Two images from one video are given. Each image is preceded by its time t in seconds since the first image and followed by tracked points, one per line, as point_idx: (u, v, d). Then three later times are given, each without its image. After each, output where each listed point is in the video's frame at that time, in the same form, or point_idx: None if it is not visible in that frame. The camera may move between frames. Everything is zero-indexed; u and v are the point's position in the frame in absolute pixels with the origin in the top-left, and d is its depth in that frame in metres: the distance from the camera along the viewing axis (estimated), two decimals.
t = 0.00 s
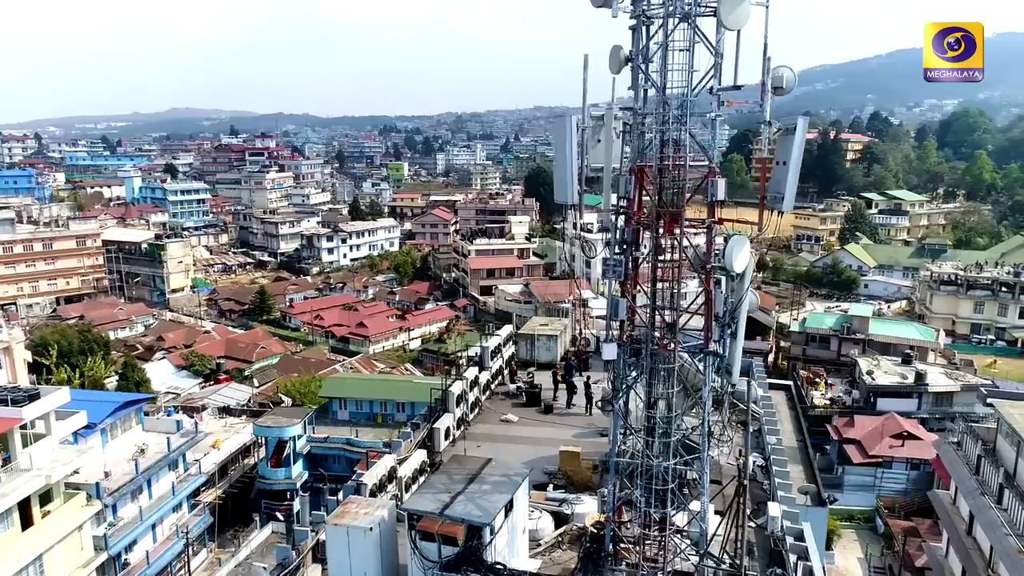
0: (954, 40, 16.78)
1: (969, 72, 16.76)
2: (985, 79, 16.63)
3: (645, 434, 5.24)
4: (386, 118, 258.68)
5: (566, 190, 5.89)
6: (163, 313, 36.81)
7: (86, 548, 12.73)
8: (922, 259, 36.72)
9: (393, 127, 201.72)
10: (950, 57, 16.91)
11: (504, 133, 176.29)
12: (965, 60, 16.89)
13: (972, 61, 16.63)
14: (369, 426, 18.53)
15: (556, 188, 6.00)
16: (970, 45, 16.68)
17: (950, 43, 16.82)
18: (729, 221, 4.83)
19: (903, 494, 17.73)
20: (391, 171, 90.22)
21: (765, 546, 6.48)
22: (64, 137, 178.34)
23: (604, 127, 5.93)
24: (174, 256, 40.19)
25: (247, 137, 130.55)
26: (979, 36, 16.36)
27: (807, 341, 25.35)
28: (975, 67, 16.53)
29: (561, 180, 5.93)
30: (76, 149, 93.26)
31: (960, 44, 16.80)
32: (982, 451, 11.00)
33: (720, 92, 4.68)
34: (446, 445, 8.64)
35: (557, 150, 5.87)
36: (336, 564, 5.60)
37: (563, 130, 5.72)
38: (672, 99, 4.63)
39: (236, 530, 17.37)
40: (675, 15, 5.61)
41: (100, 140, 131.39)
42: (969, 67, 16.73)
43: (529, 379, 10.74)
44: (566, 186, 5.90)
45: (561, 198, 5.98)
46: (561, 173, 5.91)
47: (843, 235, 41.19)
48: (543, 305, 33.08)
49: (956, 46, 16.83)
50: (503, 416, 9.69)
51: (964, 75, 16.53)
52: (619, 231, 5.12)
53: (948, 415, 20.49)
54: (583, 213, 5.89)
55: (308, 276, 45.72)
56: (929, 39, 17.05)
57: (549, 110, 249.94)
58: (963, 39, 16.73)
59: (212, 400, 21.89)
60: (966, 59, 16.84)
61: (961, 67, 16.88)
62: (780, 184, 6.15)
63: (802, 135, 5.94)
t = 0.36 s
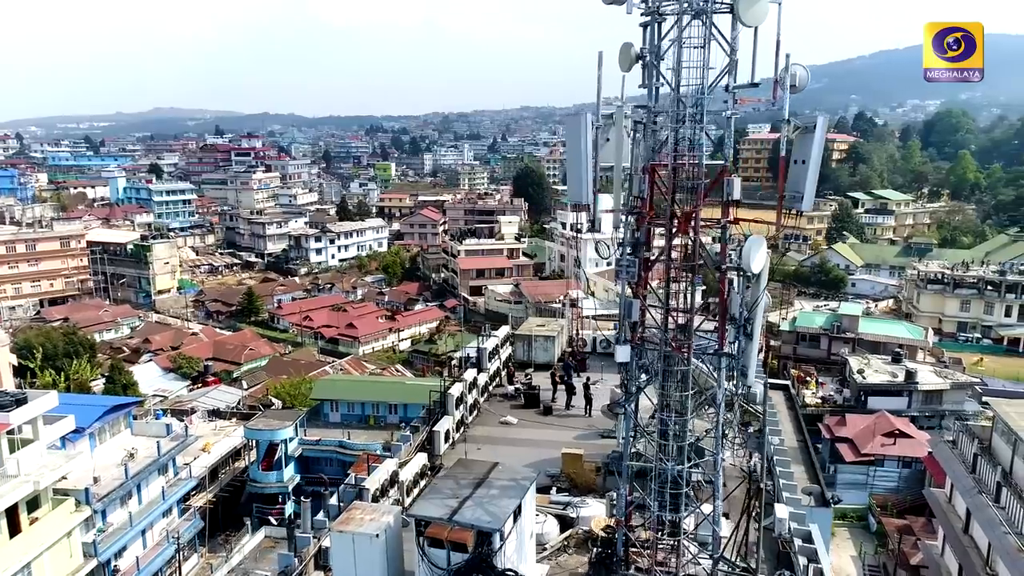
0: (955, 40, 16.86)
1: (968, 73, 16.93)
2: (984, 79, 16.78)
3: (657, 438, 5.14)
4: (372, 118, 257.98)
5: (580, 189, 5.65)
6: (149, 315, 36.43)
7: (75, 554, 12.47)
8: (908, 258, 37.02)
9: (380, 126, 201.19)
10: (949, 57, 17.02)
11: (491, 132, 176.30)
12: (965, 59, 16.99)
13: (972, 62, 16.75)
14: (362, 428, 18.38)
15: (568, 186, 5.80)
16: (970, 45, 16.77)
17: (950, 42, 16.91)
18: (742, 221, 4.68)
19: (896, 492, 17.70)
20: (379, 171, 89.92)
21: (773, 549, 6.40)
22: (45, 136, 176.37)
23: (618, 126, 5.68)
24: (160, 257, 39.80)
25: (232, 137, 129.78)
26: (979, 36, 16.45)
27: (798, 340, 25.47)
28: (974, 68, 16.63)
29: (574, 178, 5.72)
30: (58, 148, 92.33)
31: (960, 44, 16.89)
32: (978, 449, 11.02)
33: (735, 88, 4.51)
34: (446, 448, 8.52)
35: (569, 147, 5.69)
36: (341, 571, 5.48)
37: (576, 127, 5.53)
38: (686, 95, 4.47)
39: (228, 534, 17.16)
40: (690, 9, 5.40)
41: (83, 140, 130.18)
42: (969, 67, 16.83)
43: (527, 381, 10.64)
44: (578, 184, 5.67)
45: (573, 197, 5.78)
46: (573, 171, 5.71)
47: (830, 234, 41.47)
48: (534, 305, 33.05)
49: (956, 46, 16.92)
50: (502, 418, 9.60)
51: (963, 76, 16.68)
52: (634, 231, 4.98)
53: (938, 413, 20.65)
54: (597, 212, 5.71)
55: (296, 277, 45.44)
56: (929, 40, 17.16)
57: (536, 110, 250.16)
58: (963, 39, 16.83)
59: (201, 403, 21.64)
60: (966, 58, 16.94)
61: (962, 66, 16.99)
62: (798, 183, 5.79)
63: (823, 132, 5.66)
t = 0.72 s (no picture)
0: (955, 39, 16.87)
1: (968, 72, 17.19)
2: (984, 78, 16.97)
3: (668, 441, 5.08)
4: (356, 117, 256.86)
5: (595, 190, 5.47)
6: (131, 317, 35.95)
7: (60, 563, 12.19)
8: (892, 257, 37.37)
9: (364, 126, 200.35)
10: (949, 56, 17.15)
11: (475, 132, 176.08)
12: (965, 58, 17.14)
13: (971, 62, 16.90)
14: (351, 431, 18.22)
15: (579, 188, 5.59)
16: (970, 45, 16.85)
17: (950, 43, 16.96)
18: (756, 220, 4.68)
19: (884, 490, 17.81)
20: (363, 171, 89.48)
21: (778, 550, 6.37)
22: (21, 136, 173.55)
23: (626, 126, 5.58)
24: (143, 259, 39.27)
25: (213, 137, 128.63)
26: (978, 37, 16.51)
27: (785, 339, 25.61)
28: (973, 69, 16.82)
29: (586, 180, 5.53)
30: (36, 148, 90.96)
31: (960, 43, 16.93)
32: (971, 447, 11.07)
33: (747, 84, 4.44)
34: (444, 452, 8.42)
35: (581, 149, 5.47)
36: None
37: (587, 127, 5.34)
38: (702, 93, 4.42)
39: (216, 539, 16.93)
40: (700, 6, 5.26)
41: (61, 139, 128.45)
42: (970, 66, 17.01)
43: (523, 382, 10.53)
44: (593, 186, 5.48)
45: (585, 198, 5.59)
46: (585, 172, 5.49)
47: (815, 234, 41.78)
48: (521, 306, 32.99)
49: (955, 45, 17.00)
50: (499, 421, 9.52)
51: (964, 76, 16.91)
52: (646, 232, 4.90)
53: (925, 411, 20.83)
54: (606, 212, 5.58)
55: (281, 278, 45.04)
56: (929, 39, 17.17)
57: (520, 110, 250.33)
58: (962, 39, 16.87)
59: (187, 406, 21.33)
60: (966, 56, 17.07)
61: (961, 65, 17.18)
62: (813, 182, 5.73)
63: (840, 131, 5.62)
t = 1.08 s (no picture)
0: (955, 39, 17.02)
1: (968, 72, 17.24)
2: (983, 77, 17.00)
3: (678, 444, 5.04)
4: (338, 117, 255.47)
5: (608, 188, 5.26)
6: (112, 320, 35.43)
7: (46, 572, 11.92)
8: (874, 256, 37.72)
9: (346, 126, 199.31)
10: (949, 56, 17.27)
11: (459, 132, 175.73)
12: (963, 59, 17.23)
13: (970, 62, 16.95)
14: (341, 433, 18.05)
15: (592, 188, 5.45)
16: (971, 45, 16.95)
17: (949, 41, 17.08)
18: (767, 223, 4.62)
19: (872, 487, 17.80)
20: (346, 171, 88.95)
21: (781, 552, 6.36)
22: None
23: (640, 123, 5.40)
24: (124, 260, 38.73)
25: (194, 137, 127.24)
26: (978, 37, 16.61)
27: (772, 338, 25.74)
28: (972, 69, 16.91)
29: (599, 178, 5.34)
30: (11, 148, 89.39)
31: (960, 42, 17.07)
32: (962, 445, 11.16)
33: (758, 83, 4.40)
34: (441, 456, 8.33)
35: (594, 148, 5.29)
36: None
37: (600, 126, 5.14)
38: (715, 92, 4.37)
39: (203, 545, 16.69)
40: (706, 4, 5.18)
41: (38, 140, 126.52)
42: (970, 66, 17.08)
43: (518, 384, 10.46)
44: (607, 186, 5.27)
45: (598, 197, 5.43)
46: (598, 173, 5.32)
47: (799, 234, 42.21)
48: (508, 306, 32.94)
49: (956, 45, 17.14)
50: (495, 423, 9.44)
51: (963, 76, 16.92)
52: (653, 233, 4.81)
53: (910, 408, 20.98)
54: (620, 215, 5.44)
55: (264, 279, 44.62)
56: (930, 38, 17.33)
57: (503, 110, 250.34)
58: (963, 39, 17.04)
59: (172, 410, 21.04)
60: (966, 57, 17.18)
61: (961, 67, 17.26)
62: (829, 181, 5.61)
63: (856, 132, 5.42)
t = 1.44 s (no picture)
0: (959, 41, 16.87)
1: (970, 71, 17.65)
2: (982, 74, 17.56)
3: (689, 448, 5.01)
4: (321, 117, 254.03)
5: (622, 187, 4.87)
6: (94, 323, 34.93)
7: None
8: (858, 255, 38.05)
9: (330, 126, 198.24)
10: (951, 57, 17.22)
11: (444, 131, 175.42)
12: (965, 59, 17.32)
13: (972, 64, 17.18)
14: (330, 436, 17.86)
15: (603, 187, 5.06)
16: (971, 47, 16.87)
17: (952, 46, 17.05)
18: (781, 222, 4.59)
19: (861, 485, 17.92)
20: (330, 171, 88.42)
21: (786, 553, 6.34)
22: None
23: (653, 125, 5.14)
24: (106, 262, 38.22)
25: (175, 136, 125.96)
26: (978, 37, 16.34)
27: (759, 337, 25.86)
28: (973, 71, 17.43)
29: (613, 178, 4.97)
30: None
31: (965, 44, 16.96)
32: (955, 443, 11.23)
33: (771, 84, 4.42)
34: (439, 459, 8.25)
35: (608, 146, 4.96)
36: None
37: (616, 122, 4.79)
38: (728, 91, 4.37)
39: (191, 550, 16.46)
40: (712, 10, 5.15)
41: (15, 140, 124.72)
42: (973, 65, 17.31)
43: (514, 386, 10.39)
44: (621, 184, 4.90)
45: (611, 199, 5.03)
46: (612, 171, 4.94)
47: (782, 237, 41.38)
48: (496, 307, 32.85)
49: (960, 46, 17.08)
50: (493, 425, 9.35)
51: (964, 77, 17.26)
52: (663, 237, 4.72)
53: (897, 406, 21.13)
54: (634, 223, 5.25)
55: (249, 281, 44.20)
56: (929, 38, 17.19)
57: (487, 110, 250.19)
58: (962, 39, 16.87)
59: (158, 414, 20.74)
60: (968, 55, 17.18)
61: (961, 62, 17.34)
62: (844, 182, 5.10)
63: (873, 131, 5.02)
